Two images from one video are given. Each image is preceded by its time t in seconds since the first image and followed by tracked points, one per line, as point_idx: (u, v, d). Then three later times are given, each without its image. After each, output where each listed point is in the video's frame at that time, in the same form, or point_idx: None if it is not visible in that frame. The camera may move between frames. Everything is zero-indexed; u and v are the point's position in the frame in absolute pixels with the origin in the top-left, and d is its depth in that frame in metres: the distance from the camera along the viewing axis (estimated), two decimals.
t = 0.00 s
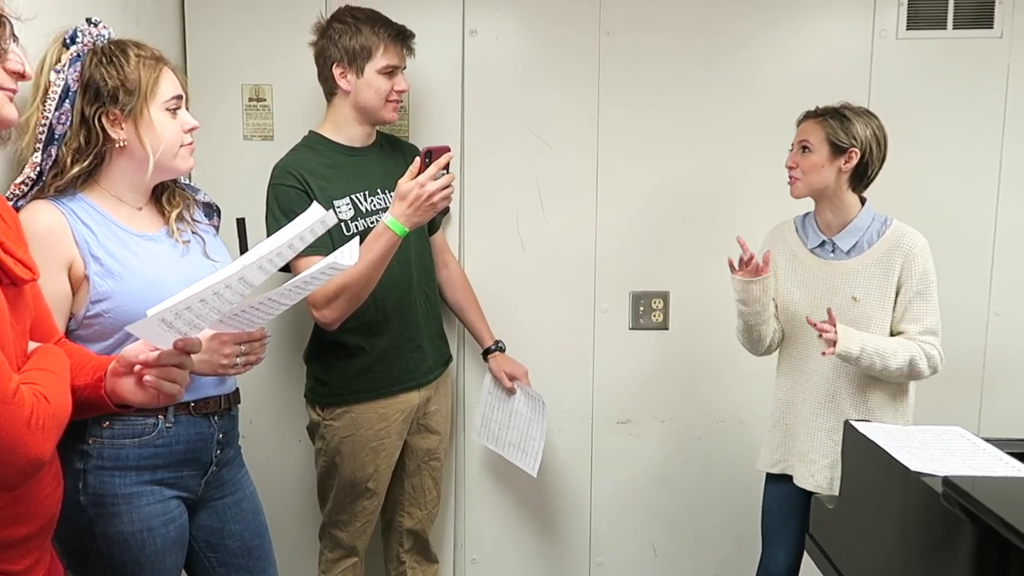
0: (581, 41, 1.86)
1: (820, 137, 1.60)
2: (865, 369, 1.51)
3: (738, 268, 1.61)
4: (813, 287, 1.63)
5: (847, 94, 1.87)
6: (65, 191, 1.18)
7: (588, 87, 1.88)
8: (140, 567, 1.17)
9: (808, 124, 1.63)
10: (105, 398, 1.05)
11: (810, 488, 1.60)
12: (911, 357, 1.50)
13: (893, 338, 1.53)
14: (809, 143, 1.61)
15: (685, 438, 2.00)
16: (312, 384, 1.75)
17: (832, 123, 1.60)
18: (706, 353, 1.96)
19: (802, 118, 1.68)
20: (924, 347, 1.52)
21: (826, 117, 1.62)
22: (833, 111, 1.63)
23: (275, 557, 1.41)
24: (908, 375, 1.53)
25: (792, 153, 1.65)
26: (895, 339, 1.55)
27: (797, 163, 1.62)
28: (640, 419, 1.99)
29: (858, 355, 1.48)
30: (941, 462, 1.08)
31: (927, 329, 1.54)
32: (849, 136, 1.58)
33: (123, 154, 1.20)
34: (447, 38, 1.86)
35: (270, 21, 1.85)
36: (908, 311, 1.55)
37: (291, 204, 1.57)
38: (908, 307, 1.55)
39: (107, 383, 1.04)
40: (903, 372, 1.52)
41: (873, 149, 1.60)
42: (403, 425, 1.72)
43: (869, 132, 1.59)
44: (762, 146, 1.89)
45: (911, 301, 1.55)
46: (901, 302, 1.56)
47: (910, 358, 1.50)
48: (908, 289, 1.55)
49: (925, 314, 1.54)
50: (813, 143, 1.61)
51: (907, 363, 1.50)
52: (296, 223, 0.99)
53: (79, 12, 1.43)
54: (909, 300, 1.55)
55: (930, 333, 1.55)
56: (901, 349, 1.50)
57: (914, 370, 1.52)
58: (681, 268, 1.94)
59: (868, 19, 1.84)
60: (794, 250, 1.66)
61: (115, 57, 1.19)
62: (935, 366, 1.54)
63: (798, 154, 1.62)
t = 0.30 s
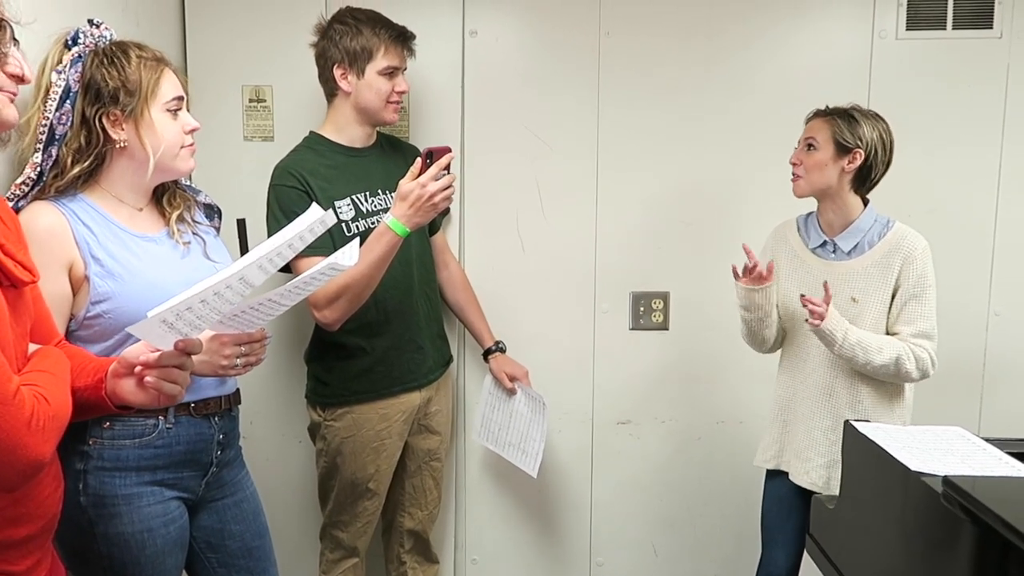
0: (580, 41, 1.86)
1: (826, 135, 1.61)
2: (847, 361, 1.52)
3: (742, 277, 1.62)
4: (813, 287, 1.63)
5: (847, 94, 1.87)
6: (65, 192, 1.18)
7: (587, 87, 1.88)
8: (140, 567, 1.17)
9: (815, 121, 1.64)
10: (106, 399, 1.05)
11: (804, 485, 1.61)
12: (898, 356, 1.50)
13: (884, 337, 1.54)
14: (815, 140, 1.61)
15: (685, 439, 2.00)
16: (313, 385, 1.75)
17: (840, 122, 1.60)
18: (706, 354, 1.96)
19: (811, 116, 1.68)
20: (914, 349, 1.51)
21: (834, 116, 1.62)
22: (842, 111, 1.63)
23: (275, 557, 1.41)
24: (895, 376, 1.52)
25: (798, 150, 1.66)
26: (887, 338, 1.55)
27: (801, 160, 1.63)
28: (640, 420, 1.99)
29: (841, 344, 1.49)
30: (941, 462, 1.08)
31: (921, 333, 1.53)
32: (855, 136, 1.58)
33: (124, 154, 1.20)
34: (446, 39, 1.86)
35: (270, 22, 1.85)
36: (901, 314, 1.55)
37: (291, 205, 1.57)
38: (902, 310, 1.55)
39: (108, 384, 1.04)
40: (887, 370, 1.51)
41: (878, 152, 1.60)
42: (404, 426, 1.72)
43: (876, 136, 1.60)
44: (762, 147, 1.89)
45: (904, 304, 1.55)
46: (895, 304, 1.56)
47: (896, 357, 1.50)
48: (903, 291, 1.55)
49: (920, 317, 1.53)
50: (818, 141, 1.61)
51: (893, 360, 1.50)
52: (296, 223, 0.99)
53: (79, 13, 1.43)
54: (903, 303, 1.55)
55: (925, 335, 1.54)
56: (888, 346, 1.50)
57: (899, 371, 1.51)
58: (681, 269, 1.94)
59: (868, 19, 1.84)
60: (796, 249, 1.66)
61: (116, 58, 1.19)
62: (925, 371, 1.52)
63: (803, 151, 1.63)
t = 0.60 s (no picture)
0: (580, 41, 1.86)
1: (827, 135, 1.61)
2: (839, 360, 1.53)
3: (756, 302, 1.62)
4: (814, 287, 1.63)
5: (847, 94, 1.87)
6: (65, 192, 1.18)
7: (587, 88, 1.88)
8: (140, 568, 1.17)
9: (818, 121, 1.64)
10: (105, 401, 1.05)
11: (808, 485, 1.61)
12: (891, 358, 1.50)
13: (881, 339, 1.54)
14: (817, 140, 1.62)
15: (685, 439, 2.00)
16: (313, 385, 1.75)
17: (840, 121, 1.60)
18: (707, 354, 1.96)
19: (815, 117, 1.69)
20: (910, 353, 1.51)
21: (836, 116, 1.62)
22: (844, 111, 1.63)
23: (275, 558, 1.41)
24: (886, 377, 1.53)
25: (801, 149, 1.66)
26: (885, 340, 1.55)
27: (804, 160, 1.63)
28: (640, 420, 1.99)
29: (830, 345, 1.51)
30: (941, 463, 1.07)
31: (920, 335, 1.53)
32: (856, 136, 1.58)
33: (123, 154, 1.20)
34: (446, 39, 1.86)
35: (269, 22, 1.85)
36: (901, 315, 1.54)
37: (291, 205, 1.57)
38: (902, 312, 1.55)
39: (107, 386, 1.04)
40: (879, 371, 1.51)
41: (881, 151, 1.59)
42: (404, 427, 1.72)
43: (877, 135, 1.59)
44: (762, 147, 1.89)
45: (904, 305, 1.54)
46: (895, 305, 1.55)
47: (889, 359, 1.50)
48: (903, 292, 1.54)
49: (919, 319, 1.53)
50: (820, 141, 1.62)
51: (885, 362, 1.50)
52: (296, 225, 0.99)
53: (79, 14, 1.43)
54: (903, 304, 1.54)
55: (924, 338, 1.53)
56: (880, 348, 1.50)
57: (891, 373, 1.51)
58: (681, 270, 1.94)
59: (868, 20, 1.84)
60: (797, 249, 1.67)
61: (116, 59, 1.19)
62: (920, 376, 1.52)
63: (806, 151, 1.64)
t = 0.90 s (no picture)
0: (580, 42, 1.86)
1: (833, 136, 1.61)
2: (840, 360, 1.54)
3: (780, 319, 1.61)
4: (816, 286, 1.63)
5: (846, 95, 1.87)
6: (65, 192, 1.18)
7: (587, 88, 1.88)
8: (141, 569, 1.18)
9: (825, 121, 1.64)
10: (105, 403, 1.05)
11: (804, 483, 1.62)
12: (893, 359, 1.50)
13: (884, 339, 1.55)
14: (822, 140, 1.62)
15: (686, 439, 2.00)
16: (314, 386, 1.75)
17: (847, 122, 1.60)
18: (706, 354, 1.96)
19: (822, 116, 1.69)
20: (913, 354, 1.51)
21: (843, 116, 1.62)
22: (851, 111, 1.62)
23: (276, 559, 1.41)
24: (888, 377, 1.53)
25: (807, 149, 1.66)
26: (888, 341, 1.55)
27: (809, 160, 1.63)
28: (640, 421, 1.99)
29: (830, 343, 1.52)
30: (941, 463, 1.08)
31: (923, 336, 1.53)
32: (863, 136, 1.58)
33: (123, 155, 1.20)
34: (446, 40, 1.86)
35: (270, 23, 1.85)
36: (905, 316, 1.55)
37: (292, 206, 1.57)
38: (905, 312, 1.55)
39: (108, 387, 1.05)
40: (881, 371, 1.51)
41: (887, 152, 1.59)
42: (404, 427, 1.72)
43: (884, 135, 1.59)
44: (761, 147, 1.89)
45: (908, 306, 1.54)
46: (898, 306, 1.56)
47: (891, 359, 1.50)
48: (906, 293, 1.54)
49: (923, 320, 1.53)
50: (826, 142, 1.61)
51: (888, 361, 1.50)
52: (296, 227, 0.99)
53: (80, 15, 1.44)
54: (906, 306, 1.54)
55: (926, 339, 1.53)
56: (883, 348, 1.51)
57: (892, 374, 1.52)
58: (680, 271, 1.94)
59: (868, 20, 1.84)
60: (801, 249, 1.67)
61: (116, 59, 1.20)
62: (923, 375, 1.52)
63: (811, 151, 1.64)
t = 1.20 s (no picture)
0: (581, 43, 1.87)
1: (846, 143, 1.59)
2: (842, 365, 1.54)
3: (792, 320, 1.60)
4: (820, 283, 1.62)
5: (848, 96, 1.87)
6: (66, 193, 1.18)
7: (587, 90, 1.88)
8: (142, 571, 1.18)
9: (836, 127, 1.62)
10: (106, 405, 1.05)
11: (801, 483, 1.62)
12: (895, 362, 1.51)
13: (885, 342, 1.55)
14: (834, 148, 1.60)
15: (687, 440, 2.00)
16: (315, 388, 1.75)
17: (861, 130, 1.58)
18: (708, 356, 1.96)
19: (830, 119, 1.67)
20: (914, 357, 1.52)
21: (855, 121, 1.60)
22: (860, 115, 1.61)
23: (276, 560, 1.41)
24: (890, 380, 1.53)
25: (818, 154, 1.65)
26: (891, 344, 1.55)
27: (822, 166, 1.62)
28: (641, 422, 1.99)
29: (835, 348, 1.51)
30: (943, 465, 1.08)
31: (925, 338, 1.53)
32: (876, 144, 1.57)
33: (123, 155, 1.20)
34: (446, 42, 1.86)
35: (271, 25, 1.85)
36: (908, 317, 1.55)
37: (298, 206, 1.57)
38: (909, 314, 1.55)
39: (109, 389, 1.05)
40: (884, 375, 1.52)
41: (900, 157, 1.59)
42: (405, 429, 1.72)
43: (896, 137, 1.58)
44: (762, 148, 1.89)
45: (912, 308, 1.55)
46: (902, 308, 1.56)
47: (894, 363, 1.51)
48: (910, 295, 1.54)
49: (925, 322, 1.53)
50: (838, 149, 1.60)
51: (889, 366, 1.51)
52: (297, 229, 1.00)
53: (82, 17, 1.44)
54: (910, 307, 1.55)
55: (929, 341, 1.54)
56: (885, 353, 1.51)
57: (895, 376, 1.52)
58: (682, 272, 1.94)
59: (868, 21, 1.84)
60: (805, 248, 1.67)
61: (116, 60, 1.20)
62: (924, 378, 1.53)
63: (824, 158, 1.62)
